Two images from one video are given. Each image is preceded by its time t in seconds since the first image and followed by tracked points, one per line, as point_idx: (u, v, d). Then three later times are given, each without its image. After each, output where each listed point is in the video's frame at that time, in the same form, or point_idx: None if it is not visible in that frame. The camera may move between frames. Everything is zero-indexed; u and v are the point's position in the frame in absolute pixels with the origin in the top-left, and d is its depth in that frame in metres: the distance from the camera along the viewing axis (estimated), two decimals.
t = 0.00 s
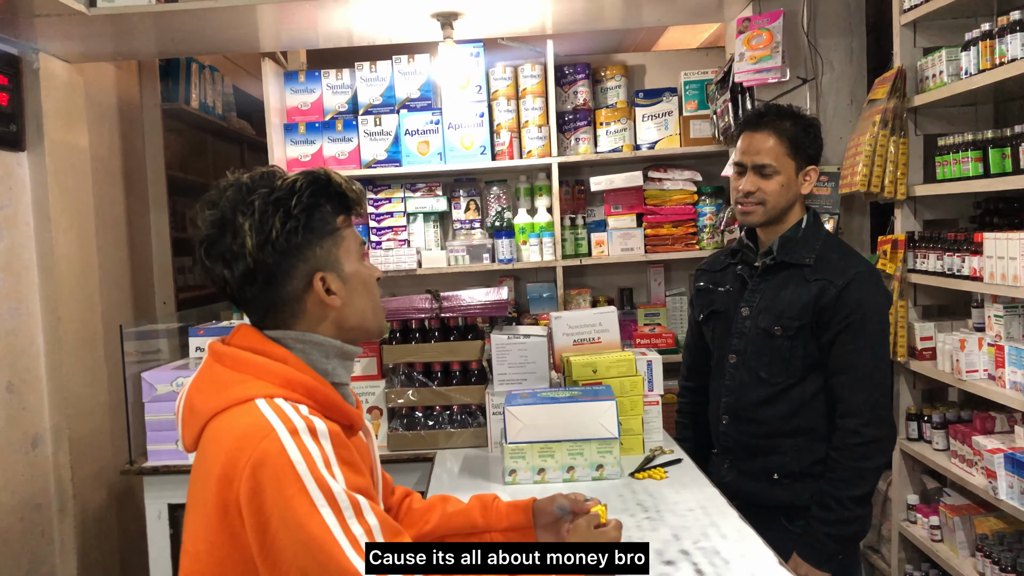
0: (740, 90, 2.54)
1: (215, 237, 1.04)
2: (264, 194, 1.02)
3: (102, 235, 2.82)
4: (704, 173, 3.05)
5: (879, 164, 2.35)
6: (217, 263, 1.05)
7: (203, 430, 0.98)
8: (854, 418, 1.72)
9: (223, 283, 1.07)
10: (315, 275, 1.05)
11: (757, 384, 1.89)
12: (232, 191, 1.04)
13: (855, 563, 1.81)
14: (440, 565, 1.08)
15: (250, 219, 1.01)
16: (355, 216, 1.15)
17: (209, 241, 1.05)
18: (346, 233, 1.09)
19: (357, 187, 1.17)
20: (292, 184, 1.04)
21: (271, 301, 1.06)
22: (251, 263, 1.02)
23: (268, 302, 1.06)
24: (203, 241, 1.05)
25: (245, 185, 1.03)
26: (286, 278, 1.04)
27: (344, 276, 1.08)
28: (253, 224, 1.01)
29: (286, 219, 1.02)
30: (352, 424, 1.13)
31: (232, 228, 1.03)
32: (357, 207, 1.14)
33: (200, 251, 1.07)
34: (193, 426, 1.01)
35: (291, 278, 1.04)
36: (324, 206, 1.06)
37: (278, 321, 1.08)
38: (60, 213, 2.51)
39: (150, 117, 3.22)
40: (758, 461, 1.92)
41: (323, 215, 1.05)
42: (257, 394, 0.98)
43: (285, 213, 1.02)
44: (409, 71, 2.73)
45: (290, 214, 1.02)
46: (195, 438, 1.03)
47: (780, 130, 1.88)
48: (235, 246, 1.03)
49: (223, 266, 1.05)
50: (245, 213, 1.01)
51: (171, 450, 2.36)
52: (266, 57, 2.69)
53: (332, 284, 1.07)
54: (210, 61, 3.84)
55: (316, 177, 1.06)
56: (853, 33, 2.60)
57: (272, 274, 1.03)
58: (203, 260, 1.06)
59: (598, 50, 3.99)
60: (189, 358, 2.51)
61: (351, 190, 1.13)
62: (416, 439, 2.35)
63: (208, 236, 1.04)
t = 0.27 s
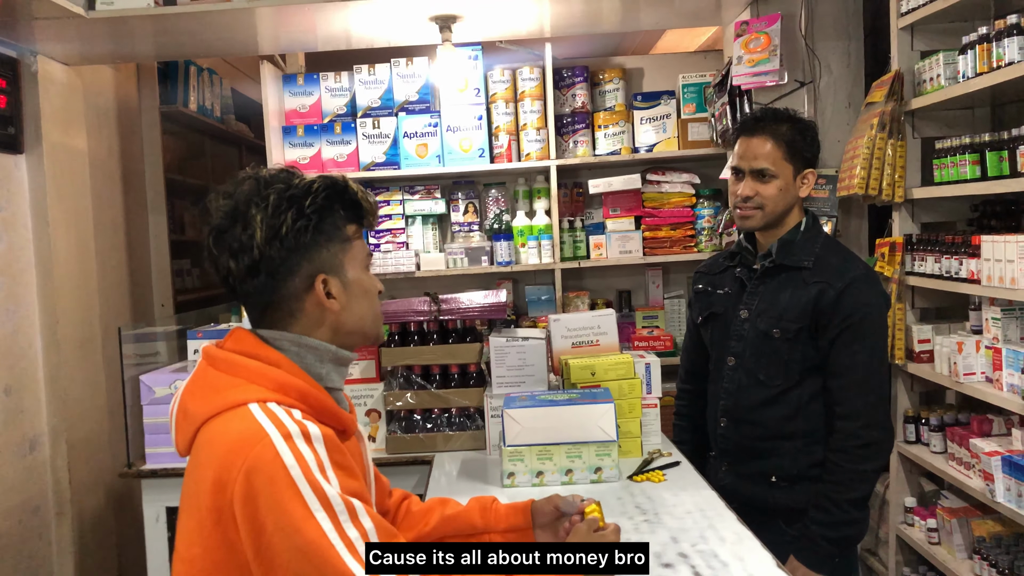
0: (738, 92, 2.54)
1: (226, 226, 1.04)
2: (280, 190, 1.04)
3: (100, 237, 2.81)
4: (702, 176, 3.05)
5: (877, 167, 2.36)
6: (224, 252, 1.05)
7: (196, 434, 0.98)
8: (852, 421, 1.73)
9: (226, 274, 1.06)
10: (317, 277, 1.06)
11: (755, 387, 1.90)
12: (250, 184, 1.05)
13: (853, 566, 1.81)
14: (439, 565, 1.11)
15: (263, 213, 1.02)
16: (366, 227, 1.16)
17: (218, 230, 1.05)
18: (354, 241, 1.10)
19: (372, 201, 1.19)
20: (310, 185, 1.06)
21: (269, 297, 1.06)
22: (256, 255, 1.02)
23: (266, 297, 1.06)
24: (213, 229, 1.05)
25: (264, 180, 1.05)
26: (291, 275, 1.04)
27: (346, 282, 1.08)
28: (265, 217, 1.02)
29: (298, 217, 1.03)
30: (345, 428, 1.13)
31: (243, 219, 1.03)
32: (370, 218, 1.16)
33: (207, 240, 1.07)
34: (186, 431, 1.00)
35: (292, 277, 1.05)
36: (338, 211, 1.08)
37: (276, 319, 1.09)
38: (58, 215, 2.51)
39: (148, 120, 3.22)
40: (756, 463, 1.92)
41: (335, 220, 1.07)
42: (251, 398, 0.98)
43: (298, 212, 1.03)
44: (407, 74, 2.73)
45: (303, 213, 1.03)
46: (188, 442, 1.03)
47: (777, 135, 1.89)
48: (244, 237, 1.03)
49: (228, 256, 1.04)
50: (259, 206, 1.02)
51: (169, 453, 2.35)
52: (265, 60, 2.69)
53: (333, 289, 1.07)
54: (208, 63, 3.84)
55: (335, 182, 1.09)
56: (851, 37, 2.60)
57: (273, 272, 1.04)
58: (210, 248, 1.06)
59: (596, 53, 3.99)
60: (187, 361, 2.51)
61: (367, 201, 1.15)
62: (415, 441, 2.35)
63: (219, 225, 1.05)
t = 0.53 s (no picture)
0: (740, 94, 2.54)
1: (228, 232, 1.04)
2: (281, 193, 1.03)
3: (103, 238, 2.82)
4: (705, 177, 3.05)
5: (879, 169, 2.36)
6: (227, 258, 1.05)
7: (201, 433, 0.98)
8: (854, 422, 1.72)
9: (231, 278, 1.06)
10: (321, 279, 1.06)
11: (758, 389, 1.89)
12: (251, 188, 1.05)
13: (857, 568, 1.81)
14: (441, 565, 1.09)
15: (265, 217, 1.02)
16: (369, 225, 1.16)
17: (221, 235, 1.05)
18: (358, 240, 1.10)
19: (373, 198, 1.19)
20: (310, 187, 1.05)
21: (275, 299, 1.06)
22: (261, 260, 1.02)
23: (272, 300, 1.06)
24: (215, 235, 1.05)
25: (264, 185, 1.05)
26: (295, 278, 1.04)
27: (351, 283, 1.08)
28: (268, 222, 1.02)
29: (301, 220, 1.03)
30: (349, 428, 1.13)
31: (245, 224, 1.03)
32: (372, 216, 1.16)
33: (211, 245, 1.07)
34: (191, 430, 1.00)
35: (298, 280, 1.05)
36: (340, 212, 1.08)
37: (282, 321, 1.09)
38: (61, 217, 2.51)
39: (151, 121, 3.22)
40: (759, 465, 1.92)
41: (337, 220, 1.06)
42: (256, 398, 0.98)
43: (301, 215, 1.03)
44: (410, 75, 2.73)
45: (305, 215, 1.03)
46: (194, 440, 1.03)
47: (780, 137, 1.88)
48: (247, 241, 1.03)
49: (232, 260, 1.05)
50: (261, 211, 1.02)
51: (172, 454, 2.35)
52: (267, 62, 2.69)
53: (339, 290, 1.07)
54: (210, 65, 3.85)
55: (335, 182, 1.08)
56: (853, 38, 2.60)
57: (279, 275, 1.04)
58: (214, 254, 1.06)
59: (598, 54, 3.98)
60: (189, 362, 2.51)
61: (369, 199, 1.15)
62: (417, 443, 2.35)
63: (221, 230, 1.04)
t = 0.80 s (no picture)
0: (742, 95, 2.54)
1: (244, 228, 1.04)
2: (302, 195, 1.04)
3: (104, 240, 2.82)
4: (706, 178, 3.04)
5: (881, 170, 2.36)
6: (241, 254, 1.05)
7: (203, 433, 0.98)
8: (856, 423, 1.72)
9: (244, 275, 1.06)
10: (334, 283, 1.06)
11: (759, 391, 1.89)
12: (272, 187, 1.06)
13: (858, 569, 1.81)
14: (441, 565, 1.09)
15: (284, 217, 1.02)
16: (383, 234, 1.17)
17: (237, 232, 1.04)
18: (373, 247, 1.10)
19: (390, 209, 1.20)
20: (331, 191, 1.07)
21: (285, 302, 1.06)
22: (276, 259, 1.03)
23: (281, 301, 1.06)
24: (232, 230, 1.05)
25: (285, 185, 1.06)
26: (308, 280, 1.05)
27: (362, 289, 1.09)
28: (287, 221, 1.02)
29: (319, 222, 1.04)
30: (351, 431, 1.13)
31: (263, 222, 1.03)
32: (388, 226, 1.17)
33: (225, 241, 1.06)
34: (193, 430, 1.00)
35: (310, 282, 1.05)
36: (357, 218, 1.09)
37: (289, 322, 1.09)
38: (62, 218, 2.52)
39: (152, 123, 3.22)
40: (760, 466, 1.92)
41: (354, 226, 1.07)
42: (259, 399, 0.98)
43: (319, 217, 1.04)
44: (410, 76, 2.73)
45: (324, 218, 1.04)
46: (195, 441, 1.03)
47: (782, 137, 1.89)
48: (264, 239, 1.03)
49: (247, 258, 1.04)
50: (280, 210, 1.03)
51: (173, 455, 2.35)
52: (268, 63, 2.69)
53: (350, 295, 1.08)
54: (211, 66, 3.85)
55: (355, 189, 1.09)
56: (855, 38, 2.60)
57: (291, 276, 1.04)
58: (228, 249, 1.06)
59: (598, 56, 3.99)
60: (190, 364, 2.51)
61: (386, 208, 1.16)
62: (418, 444, 2.35)
63: (238, 226, 1.04)
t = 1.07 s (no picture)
0: (741, 95, 2.54)
1: (249, 224, 1.05)
2: (307, 194, 1.05)
3: (104, 240, 2.82)
4: (705, 178, 3.05)
5: (880, 170, 2.36)
6: (245, 250, 1.06)
7: (200, 435, 0.98)
8: (855, 424, 1.73)
9: (245, 271, 1.07)
10: (333, 283, 1.06)
11: (758, 391, 1.90)
12: (279, 185, 1.07)
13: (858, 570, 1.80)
14: (440, 565, 1.09)
15: (287, 215, 1.03)
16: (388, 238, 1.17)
17: (242, 227, 1.06)
18: (376, 251, 1.11)
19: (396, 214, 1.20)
20: (336, 192, 1.08)
21: (282, 299, 1.06)
22: (277, 256, 1.03)
23: (281, 299, 1.06)
24: (237, 226, 1.07)
25: (291, 183, 1.07)
26: (306, 279, 1.05)
27: (362, 292, 1.09)
28: (289, 219, 1.03)
29: (321, 222, 1.04)
30: (348, 432, 1.13)
31: (267, 219, 1.05)
32: (393, 230, 1.17)
33: (230, 236, 1.08)
34: (191, 432, 1.01)
35: (309, 281, 1.05)
36: (361, 221, 1.09)
37: (289, 320, 1.09)
38: (62, 219, 2.52)
39: (152, 123, 3.22)
40: (759, 467, 1.92)
41: (357, 228, 1.08)
42: (256, 400, 0.98)
43: (322, 217, 1.05)
44: (410, 77, 2.73)
45: (326, 218, 1.05)
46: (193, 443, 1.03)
47: (783, 136, 1.89)
48: (266, 236, 1.04)
49: (248, 253, 1.05)
50: (284, 208, 1.04)
51: (173, 456, 2.35)
52: (268, 63, 2.69)
53: (348, 297, 1.08)
54: (211, 67, 3.85)
55: (361, 191, 1.10)
56: (853, 39, 2.60)
57: (291, 274, 1.04)
58: (232, 244, 1.07)
59: (597, 56, 3.99)
60: (190, 364, 2.51)
61: (391, 213, 1.16)
62: (418, 444, 2.35)
63: (243, 222, 1.06)
